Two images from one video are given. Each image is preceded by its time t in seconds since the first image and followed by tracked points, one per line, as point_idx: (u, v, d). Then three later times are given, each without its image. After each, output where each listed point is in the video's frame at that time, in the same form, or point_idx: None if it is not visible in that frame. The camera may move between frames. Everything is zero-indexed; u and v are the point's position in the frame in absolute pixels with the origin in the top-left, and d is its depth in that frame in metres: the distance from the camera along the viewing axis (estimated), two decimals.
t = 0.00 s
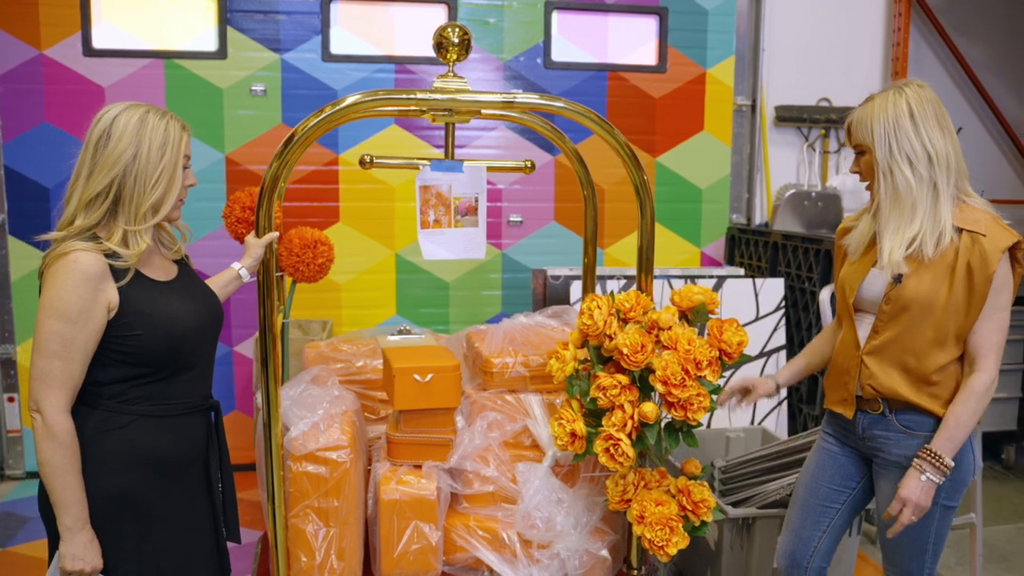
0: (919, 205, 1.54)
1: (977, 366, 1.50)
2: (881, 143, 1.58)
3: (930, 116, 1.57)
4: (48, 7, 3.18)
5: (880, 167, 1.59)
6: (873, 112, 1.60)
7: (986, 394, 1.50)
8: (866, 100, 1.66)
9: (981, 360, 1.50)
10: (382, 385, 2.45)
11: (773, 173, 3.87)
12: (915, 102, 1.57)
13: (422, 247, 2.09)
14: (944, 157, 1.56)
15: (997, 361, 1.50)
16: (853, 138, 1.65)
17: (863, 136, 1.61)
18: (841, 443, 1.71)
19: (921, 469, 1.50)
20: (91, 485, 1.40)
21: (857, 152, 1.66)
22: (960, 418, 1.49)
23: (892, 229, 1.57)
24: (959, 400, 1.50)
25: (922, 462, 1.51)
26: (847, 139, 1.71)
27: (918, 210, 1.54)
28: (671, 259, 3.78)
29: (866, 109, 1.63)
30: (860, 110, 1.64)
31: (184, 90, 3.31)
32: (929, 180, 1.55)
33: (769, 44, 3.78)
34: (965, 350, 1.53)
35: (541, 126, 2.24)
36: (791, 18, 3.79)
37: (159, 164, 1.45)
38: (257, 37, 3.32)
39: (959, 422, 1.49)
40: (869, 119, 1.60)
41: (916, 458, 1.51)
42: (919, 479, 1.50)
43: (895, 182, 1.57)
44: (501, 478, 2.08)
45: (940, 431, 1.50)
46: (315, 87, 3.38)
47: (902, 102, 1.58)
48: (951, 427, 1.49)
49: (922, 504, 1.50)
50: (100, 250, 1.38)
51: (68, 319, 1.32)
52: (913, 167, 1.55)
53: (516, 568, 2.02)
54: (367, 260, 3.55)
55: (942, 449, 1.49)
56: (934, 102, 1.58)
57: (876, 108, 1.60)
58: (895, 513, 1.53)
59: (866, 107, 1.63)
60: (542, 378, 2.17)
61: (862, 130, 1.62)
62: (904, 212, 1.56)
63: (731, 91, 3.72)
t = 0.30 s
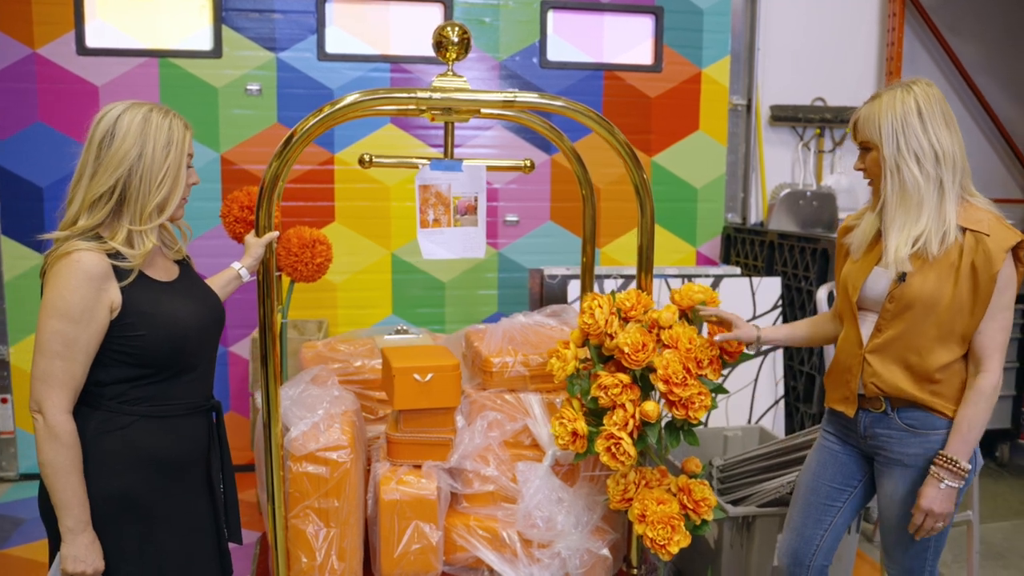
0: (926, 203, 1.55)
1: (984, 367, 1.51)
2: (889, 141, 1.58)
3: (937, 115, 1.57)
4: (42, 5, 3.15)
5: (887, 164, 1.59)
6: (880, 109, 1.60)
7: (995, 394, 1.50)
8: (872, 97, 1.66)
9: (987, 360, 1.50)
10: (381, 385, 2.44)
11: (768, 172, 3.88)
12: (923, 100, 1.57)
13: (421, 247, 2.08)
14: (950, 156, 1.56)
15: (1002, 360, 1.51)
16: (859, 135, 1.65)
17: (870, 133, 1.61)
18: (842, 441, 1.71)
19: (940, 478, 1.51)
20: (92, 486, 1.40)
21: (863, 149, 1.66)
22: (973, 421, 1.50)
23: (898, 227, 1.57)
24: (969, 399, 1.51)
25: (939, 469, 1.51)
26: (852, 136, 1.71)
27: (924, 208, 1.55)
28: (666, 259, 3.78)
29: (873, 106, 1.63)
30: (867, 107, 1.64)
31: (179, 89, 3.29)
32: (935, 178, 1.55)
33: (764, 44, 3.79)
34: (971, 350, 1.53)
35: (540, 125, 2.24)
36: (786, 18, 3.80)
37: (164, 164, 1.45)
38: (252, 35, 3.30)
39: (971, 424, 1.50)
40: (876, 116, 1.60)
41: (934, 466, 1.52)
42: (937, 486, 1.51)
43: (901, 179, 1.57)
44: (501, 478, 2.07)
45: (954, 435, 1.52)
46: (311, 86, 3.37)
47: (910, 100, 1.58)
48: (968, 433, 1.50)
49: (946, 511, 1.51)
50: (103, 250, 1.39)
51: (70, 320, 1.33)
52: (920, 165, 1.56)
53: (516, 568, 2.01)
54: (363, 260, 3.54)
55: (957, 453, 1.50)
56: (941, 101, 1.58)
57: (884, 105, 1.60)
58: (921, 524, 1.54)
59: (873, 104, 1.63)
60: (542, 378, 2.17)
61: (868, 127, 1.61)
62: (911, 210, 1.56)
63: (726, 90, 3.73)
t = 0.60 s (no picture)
0: (923, 203, 1.55)
1: (982, 366, 1.52)
2: (888, 139, 1.57)
3: (936, 114, 1.57)
4: (29, 4, 3.13)
5: (885, 163, 1.59)
6: (880, 107, 1.59)
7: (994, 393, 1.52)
8: (871, 94, 1.66)
9: (984, 360, 1.52)
10: (373, 385, 2.42)
11: (758, 172, 3.90)
12: (922, 99, 1.57)
13: (414, 247, 2.09)
14: (948, 156, 1.56)
15: (999, 360, 1.52)
16: (857, 132, 1.65)
17: (869, 130, 1.61)
18: (835, 440, 1.72)
19: (952, 480, 1.51)
20: (87, 489, 1.40)
21: (860, 146, 1.65)
22: (974, 420, 1.51)
23: (895, 226, 1.57)
24: (970, 398, 1.52)
25: (950, 472, 1.51)
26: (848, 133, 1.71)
27: (921, 207, 1.55)
28: (657, 258, 3.79)
29: (872, 103, 1.62)
30: (866, 104, 1.64)
31: (168, 89, 3.27)
32: (933, 178, 1.56)
33: (754, 44, 3.80)
34: (967, 349, 1.55)
35: (533, 124, 2.24)
36: (776, 18, 3.82)
37: (161, 166, 1.45)
38: (242, 35, 3.28)
39: (975, 425, 1.51)
40: (876, 114, 1.59)
41: (945, 469, 1.52)
42: (950, 489, 1.51)
43: (899, 178, 1.57)
44: (495, 478, 2.07)
45: (960, 436, 1.52)
46: (302, 86, 3.36)
47: (910, 99, 1.57)
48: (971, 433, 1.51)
49: (961, 514, 1.51)
50: (97, 251, 1.39)
51: (64, 322, 1.33)
52: (919, 164, 1.56)
53: (511, 568, 2.01)
54: (354, 260, 3.53)
55: (965, 455, 1.51)
56: (940, 101, 1.59)
57: (883, 103, 1.59)
58: (936, 527, 1.53)
59: (872, 102, 1.62)
60: (536, 377, 2.17)
61: (868, 125, 1.61)
62: (908, 209, 1.57)
63: (717, 90, 3.74)
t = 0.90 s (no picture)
0: (920, 203, 1.55)
1: (973, 366, 1.53)
2: (887, 138, 1.57)
3: (933, 114, 1.57)
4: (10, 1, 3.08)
5: (883, 161, 1.58)
6: (879, 105, 1.58)
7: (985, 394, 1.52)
8: (868, 92, 1.65)
9: (975, 359, 1.52)
10: (362, 387, 2.40)
11: (746, 172, 3.91)
12: (921, 98, 1.57)
13: (403, 247, 2.07)
14: (944, 156, 1.56)
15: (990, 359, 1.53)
16: (855, 130, 1.64)
17: (867, 129, 1.60)
18: (826, 440, 1.72)
19: (942, 480, 1.51)
20: (73, 494, 1.38)
21: (857, 145, 1.65)
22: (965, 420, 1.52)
23: (891, 225, 1.57)
24: (962, 398, 1.53)
25: (940, 471, 1.52)
26: (845, 131, 1.70)
27: (917, 207, 1.55)
28: (645, 258, 3.78)
29: (871, 102, 1.61)
30: (864, 102, 1.63)
31: (152, 88, 3.23)
32: (930, 178, 1.56)
33: (741, 44, 3.81)
34: (958, 349, 1.55)
35: (522, 123, 2.22)
36: (762, 18, 3.83)
37: (149, 166, 1.43)
38: (228, 33, 3.25)
39: (966, 425, 1.52)
40: (874, 112, 1.58)
41: (935, 469, 1.52)
42: (940, 488, 1.51)
43: (896, 177, 1.57)
44: (486, 480, 2.06)
45: (951, 436, 1.53)
46: (288, 85, 3.33)
47: (909, 98, 1.57)
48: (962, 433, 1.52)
49: (951, 513, 1.51)
50: (83, 252, 1.37)
51: (50, 325, 1.31)
52: (916, 164, 1.55)
53: (502, 570, 2.00)
54: (341, 260, 3.51)
55: (955, 454, 1.51)
56: (938, 100, 1.58)
57: (882, 101, 1.59)
58: (926, 526, 1.54)
59: (871, 100, 1.61)
60: (526, 378, 2.16)
61: (866, 123, 1.60)
62: (904, 209, 1.56)
63: (704, 90, 3.74)
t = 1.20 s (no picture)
0: (917, 203, 1.54)
1: (967, 366, 1.53)
2: (885, 138, 1.56)
3: (930, 115, 1.56)
4: None
5: (880, 161, 1.57)
6: (877, 105, 1.58)
7: (980, 394, 1.52)
8: (865, 93, 1.64)
9: (970, 360, 1.52)
10: (351, 389, 2.37)
11: (734, 172, 3.91)
12: (918, 99, 1.57)
13: (393, 248, 2.04)
14: (941, 157, 1.56)
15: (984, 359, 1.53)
16: (851, 130, 1.63)
17: (865, 128, 1.59)
18: (819, 441, 1.71)
19: (937, 481, 1.52)
20: (60, 501, 1.36)
21: (853, 144, 1.64)
22: (960, 421, 1.52)
23: (888, 225, 1.57)
24: (957, 399, 1.53)
25: (935, 473, 1.52)
26: (839, 132, 1.70)
27: (914, 207, 1.54)
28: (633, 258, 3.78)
29: (868, 102, 1.61)
30: (861, 102, 1.62)
31: (136, 87, 3.19)
32: (926, 178, 1.55)
33: (730, 44, 3.82)
34: (953, 349, 1.55)
35: (511, 122, 2.21)
36: (751, 18, 3.83)
37: (140, 167, 1.40)
38: (213, 32, 3.22)
39: (961, 425, 1.52)
40: (872, 112, 1.58)
41: (930, 470, 1.53)
42: (934, 489, 1.52)
43: (894, 177, 1.56)
44: (477, 482, 2.04)
45: (946, 437, 1.52)
46: (274, 84, 3.30)
47: (906, 99, 1.57)
48: (957, 434, 1.52)
49: (944, 513, 1.52)
50: (71, 255, 1.35)
51: (36, 329, 1.28)
52: (914, 164, 1.55)
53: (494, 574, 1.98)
54: (328, 261, 3.48)
55: (951, 455, 1.51)
56: (935, 101, 1.58)
57: (880, 101, 1.58)
58: (919, 525, 1.54)
59: (868, 100, 1.61)
60: (517, 380, 2.14)
61: (863, 123, 1.59)
62: (901, 209, 1.56)
63: (692, 90, 3.73)
